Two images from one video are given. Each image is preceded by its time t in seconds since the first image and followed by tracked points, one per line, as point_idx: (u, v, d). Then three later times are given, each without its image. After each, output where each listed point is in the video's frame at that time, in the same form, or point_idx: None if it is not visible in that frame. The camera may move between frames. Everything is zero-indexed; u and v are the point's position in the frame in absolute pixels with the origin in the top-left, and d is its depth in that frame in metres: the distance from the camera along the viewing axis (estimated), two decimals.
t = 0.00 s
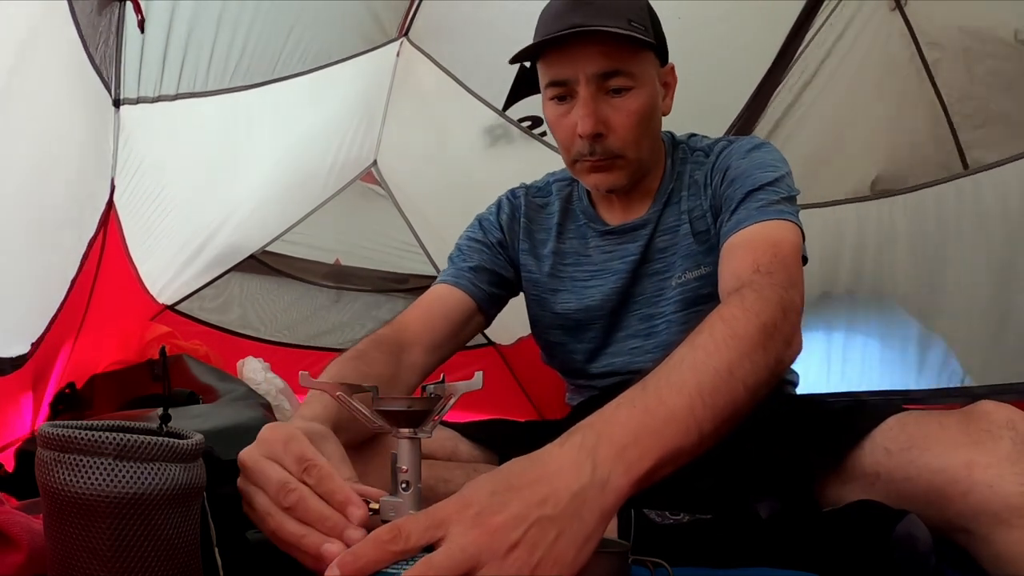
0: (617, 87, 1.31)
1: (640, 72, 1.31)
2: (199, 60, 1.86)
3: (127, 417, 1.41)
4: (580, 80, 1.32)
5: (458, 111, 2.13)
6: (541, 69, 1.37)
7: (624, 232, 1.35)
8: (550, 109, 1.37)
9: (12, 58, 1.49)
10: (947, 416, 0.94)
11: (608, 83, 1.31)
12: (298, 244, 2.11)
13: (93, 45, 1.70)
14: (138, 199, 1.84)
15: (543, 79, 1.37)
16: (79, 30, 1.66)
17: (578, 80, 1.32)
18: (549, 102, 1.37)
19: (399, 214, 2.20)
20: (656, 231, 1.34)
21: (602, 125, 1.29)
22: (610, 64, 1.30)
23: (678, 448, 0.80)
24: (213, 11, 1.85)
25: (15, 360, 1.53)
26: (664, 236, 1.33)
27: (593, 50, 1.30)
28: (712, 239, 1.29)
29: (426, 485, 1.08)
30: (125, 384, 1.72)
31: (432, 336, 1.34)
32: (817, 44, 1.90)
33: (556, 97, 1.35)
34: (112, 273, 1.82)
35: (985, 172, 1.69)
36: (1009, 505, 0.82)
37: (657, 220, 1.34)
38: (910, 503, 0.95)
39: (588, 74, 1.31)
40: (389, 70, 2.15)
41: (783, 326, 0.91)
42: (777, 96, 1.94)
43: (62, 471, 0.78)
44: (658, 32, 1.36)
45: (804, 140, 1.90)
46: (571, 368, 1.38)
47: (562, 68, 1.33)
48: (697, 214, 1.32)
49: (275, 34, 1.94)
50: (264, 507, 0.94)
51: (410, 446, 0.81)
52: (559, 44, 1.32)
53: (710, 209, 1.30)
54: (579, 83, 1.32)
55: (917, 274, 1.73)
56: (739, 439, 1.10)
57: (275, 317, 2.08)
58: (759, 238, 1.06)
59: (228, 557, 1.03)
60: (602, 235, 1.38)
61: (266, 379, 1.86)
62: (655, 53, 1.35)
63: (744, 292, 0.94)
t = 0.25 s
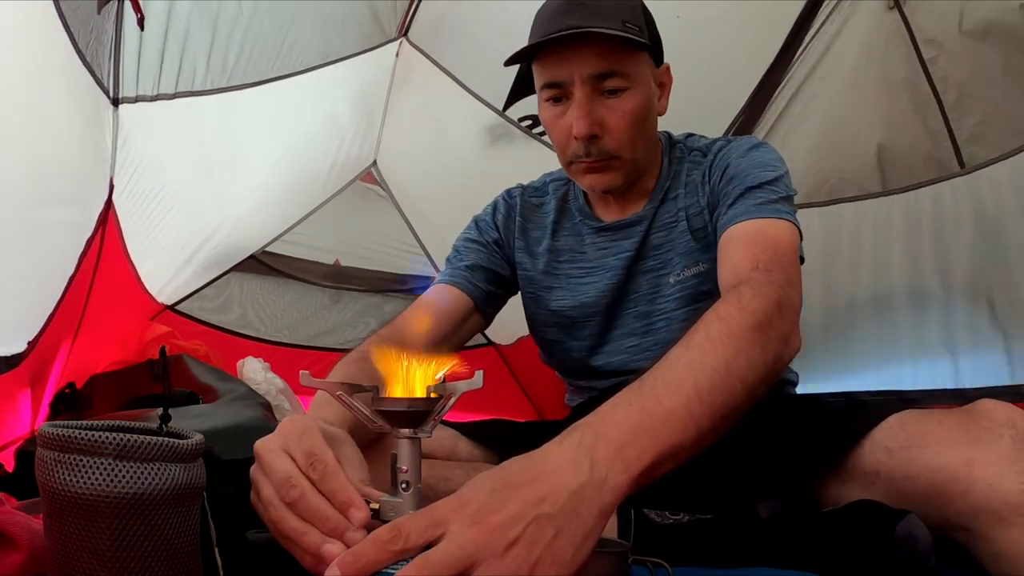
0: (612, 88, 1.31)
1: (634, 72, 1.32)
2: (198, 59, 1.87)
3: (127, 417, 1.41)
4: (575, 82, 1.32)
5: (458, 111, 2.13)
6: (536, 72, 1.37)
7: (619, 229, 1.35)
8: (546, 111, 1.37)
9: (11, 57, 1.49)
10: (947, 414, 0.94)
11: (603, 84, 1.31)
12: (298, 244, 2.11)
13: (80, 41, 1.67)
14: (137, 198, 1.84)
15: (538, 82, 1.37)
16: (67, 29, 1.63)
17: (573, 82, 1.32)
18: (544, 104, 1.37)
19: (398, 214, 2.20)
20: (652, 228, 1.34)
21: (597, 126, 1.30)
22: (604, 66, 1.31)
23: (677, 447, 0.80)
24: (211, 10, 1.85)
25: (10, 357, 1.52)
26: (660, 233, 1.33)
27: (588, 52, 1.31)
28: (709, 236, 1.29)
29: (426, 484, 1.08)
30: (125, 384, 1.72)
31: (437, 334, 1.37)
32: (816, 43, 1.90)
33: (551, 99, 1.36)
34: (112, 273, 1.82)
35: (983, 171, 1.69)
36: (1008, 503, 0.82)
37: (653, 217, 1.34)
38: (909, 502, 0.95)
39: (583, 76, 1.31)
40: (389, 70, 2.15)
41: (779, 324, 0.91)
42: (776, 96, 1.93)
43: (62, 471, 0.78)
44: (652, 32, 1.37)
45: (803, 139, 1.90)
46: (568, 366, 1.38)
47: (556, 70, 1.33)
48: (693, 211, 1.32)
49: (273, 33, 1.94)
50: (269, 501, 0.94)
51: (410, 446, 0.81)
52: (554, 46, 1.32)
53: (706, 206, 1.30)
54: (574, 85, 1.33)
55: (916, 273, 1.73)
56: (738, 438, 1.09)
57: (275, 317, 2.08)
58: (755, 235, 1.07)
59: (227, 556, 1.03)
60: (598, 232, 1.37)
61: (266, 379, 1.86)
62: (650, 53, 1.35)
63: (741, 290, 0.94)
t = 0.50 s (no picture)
0: (613, 88, 1.31)
1: (636, 73, 1.32)
2: (196, 60, 1.87)
3: (127, 417, 1.41)
4: (576, 81, 1.32)
5: (458, 112, 2.13)
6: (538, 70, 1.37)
7: (621, 232, 1.35)
8: (547, 110, 1.37)
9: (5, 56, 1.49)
10: (946, 416, 0.94)
11: (604, 84, 1.31)
12: (297, 245, 2.11)
13: (76, 36, 1.68)
14: (137, 197, 1.84)
15: (540, 80, 1.37)
16: (63, 31, 1.65)
17: (574, 81, 1.32)
18: (546, 103, 1.37)
19: (399, 215, 2.20)
20: (654, 230, 1.34)
21: (598, 125, 1.30)
22: (606, 66, 1.31)
23: (676, 448, 0.80)
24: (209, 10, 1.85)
25: (9, 357, 1.53)
26: (661, 235, 1.33)
27: (590, 52, 1.31)
28: (710, 238, 1.29)
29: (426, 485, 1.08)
30: (125, 384, 1.72)
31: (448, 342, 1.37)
32: (815, 44, 1.90)
33: (553, 97, 1.36)
34: (111, 272, 1.83)
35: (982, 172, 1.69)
36: (1008, 505, 0.82)
37: (654, 219, 1.34)
38: (909, 503, 0.95)
39: (585, 75, 1.31)
40: (389, 70, 2.14)
41: (777, 322, 0.91)
42: (774, 96, 1.94)
43: (62, 471, 0.78)
44: (654, 34, 1.37)
45: (803, 140, 1.90)
46: (570, 368, 1.38)
47: (558, 69, 1.33)
48: (694, 213, 1.32)
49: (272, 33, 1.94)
50: (277, 487, 0.94)
51: (410, 446, 0.81)
52: (556, 45, 1.32)
53: (707, 209, 1.30)
54: (575, 84, 1.32)
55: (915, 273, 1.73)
56: (738, 438, 1.10)
57: (275, 317, 2.09)
58: (755, 236, 1.07)
59: (228, 556, 1.04)
60: (600, 235, 1.38)
61: (266, 379, 1.87)
62: (652, 54, 1.35)
63: (739, 290, 0.94)
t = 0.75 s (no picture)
0: (624, 86, 1.32)
1: (646, 72, 1.32)
2: (195, 60, 1.87)
3: (127, 417, 1.41)
4: (587, 77, 1.32)
5: (458, 111, 2.13)
6: (550, 65, 1.37)
7: (623, 233, 1.35)
8: (557, 105, 1.37)
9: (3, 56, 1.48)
10: (946, 418, 0.94)
11: (616, 82, 1.32)
12: (297, 245, 2.10)
13: (76, 38, 1.69)
14: (138, 196, 1.85)
15: (551, 75, 1.37)
16: (64, 32, 1.66)
17: (586, 77, 1.33)
18: (556, 98, 1.37)
19: (398, 215, 2.19)
20: (655, 232, 1.34)
21: (607, 122, 1.30)
22: (618, 63, 1.31)
23: (676, 450, 0.80)
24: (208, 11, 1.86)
25: (8, 356, 1.53)
26: (663, 237, 1.33)
27: (602, 48, 1.31)
28: (712, 242, 1.29)
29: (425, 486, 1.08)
30: (125, 384, 1.72)
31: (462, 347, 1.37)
32: (815, 44, 1.89)
33: (563, 92, 1.36)
34: (111, 272, 1.83)
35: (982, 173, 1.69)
36: (1008, 507, 0.82)
37: (656, 220, 1.34)
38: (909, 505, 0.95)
39: (596, 72, 1.31)
40: (389, 70, 2.14)
41: (779, 329, 0.91)
42: (775, 96, 1.93)
43: (62, 471, 0.78)
44: (666, 35, 1.37)
45: (803, 140, 1.90)
46: (570, 368, 1.38)
47: (571, 64, 1.33)
48: (697, 216, 1.32)
49: (272, 33, 1.95)
50: (275, 481, 0.94)
51: (410, 446, 0.81)
52: (569, 40, 1.32)
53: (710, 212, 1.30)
54: (587, 79, 1.33)
55: (915, 274, 1.73)
56: (738, 441, 1.10)
57: (275, 317, 2.08)
58: (757, 242, 1.06)
59: (228, 556, 1.04)
60: (602, 236, 1.38)
61: (265, 379, 1.87)
62: (663, 55, 1.35)
63: (743, 296, 0.94)
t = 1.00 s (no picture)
0: (629, 85, 1.31)
1: (650, 71, 1.32)
2: (195, 61, 1.87)
3: (127, 417, 1.41)
4: (592, 77, 1.32)
5: (458, 112, 2.13)
6: (553, 65, 1.36)
7: (625, 232, 1.36)
8: (561, 105, 1.36)
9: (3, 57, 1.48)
10: (947, 419, 0.94)
11: (619, 82, 1.31)
12: (297, 246, 2.10)
13: (77, 39, 1.69)
14: (138, 196, 1.84)
15: (554, 75, 1.36)
16: (63, 32, 1.65)
17: (590, 77, 1.32)
18: (559, 98, 1.37)
19: (398, 215, 2.19)
20: (657, 232, 1.34)
21: (612, 121, 1.29)
22: (622, 63, 1.31)
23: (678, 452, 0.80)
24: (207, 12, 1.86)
25: (9, 357, 1.53)
26: (665, 237, 1.34)
27: (607, 48, 1.30)
28: (715, 242, 1.30)
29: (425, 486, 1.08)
30: (125, 385, 1.72)
31: (469, 354, 1.39)
32: (814, 44, 1.91)
33: (567, 92, 1.35)
34: (110, 273, 1.82)
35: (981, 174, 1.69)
36: (1009, 509, 0.82)
37: (657, 220, 1.35)
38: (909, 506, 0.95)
39: (600, 72, 1.31)
40: (389, 71, 2.14)
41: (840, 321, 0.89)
42: (775, 96, 1.95)
43: (62, 471, 0.78)
44: (667, 34, 1.37)
45: (803, 140, 1.90)
46: (570, 366, 1.38)
47: (575, 64, 1.33)
48: (701, 217, 1.32)
49: (272, 33, 1.95)
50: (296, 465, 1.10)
51: (410, 446, 0.81)
52: (574, 40, 1.31)
53: (715, 212, 1.31)
54: (591, 79, 1.32)
55: (915, 275, 1.73)
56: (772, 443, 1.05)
57: (276, 317, 2.08)
58: (793, 241, 1.08)
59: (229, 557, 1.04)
60: (603, 235, 1.38)
61: (266, 379, 1.87)
62: (665, 54, 1.35)
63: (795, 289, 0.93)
